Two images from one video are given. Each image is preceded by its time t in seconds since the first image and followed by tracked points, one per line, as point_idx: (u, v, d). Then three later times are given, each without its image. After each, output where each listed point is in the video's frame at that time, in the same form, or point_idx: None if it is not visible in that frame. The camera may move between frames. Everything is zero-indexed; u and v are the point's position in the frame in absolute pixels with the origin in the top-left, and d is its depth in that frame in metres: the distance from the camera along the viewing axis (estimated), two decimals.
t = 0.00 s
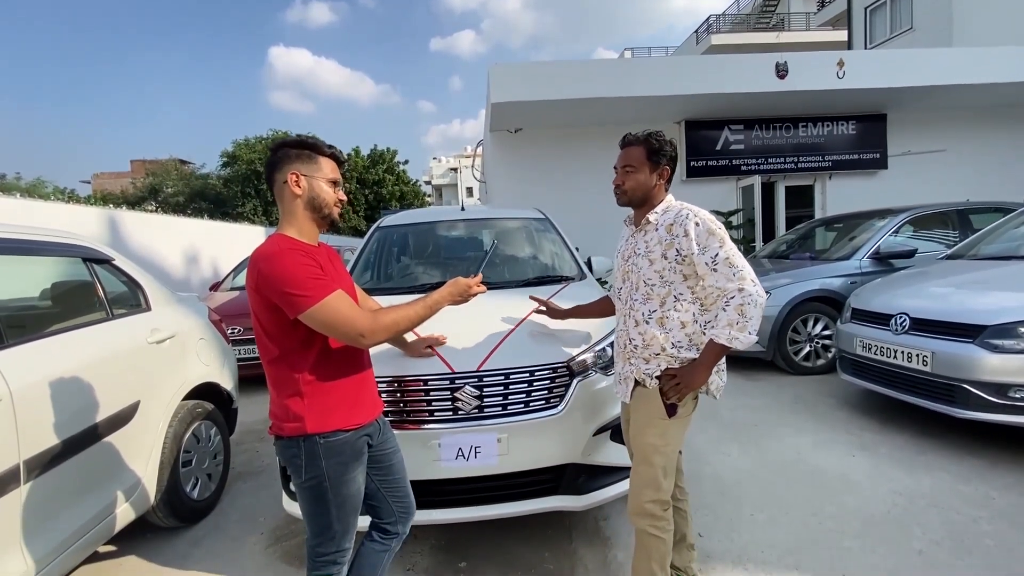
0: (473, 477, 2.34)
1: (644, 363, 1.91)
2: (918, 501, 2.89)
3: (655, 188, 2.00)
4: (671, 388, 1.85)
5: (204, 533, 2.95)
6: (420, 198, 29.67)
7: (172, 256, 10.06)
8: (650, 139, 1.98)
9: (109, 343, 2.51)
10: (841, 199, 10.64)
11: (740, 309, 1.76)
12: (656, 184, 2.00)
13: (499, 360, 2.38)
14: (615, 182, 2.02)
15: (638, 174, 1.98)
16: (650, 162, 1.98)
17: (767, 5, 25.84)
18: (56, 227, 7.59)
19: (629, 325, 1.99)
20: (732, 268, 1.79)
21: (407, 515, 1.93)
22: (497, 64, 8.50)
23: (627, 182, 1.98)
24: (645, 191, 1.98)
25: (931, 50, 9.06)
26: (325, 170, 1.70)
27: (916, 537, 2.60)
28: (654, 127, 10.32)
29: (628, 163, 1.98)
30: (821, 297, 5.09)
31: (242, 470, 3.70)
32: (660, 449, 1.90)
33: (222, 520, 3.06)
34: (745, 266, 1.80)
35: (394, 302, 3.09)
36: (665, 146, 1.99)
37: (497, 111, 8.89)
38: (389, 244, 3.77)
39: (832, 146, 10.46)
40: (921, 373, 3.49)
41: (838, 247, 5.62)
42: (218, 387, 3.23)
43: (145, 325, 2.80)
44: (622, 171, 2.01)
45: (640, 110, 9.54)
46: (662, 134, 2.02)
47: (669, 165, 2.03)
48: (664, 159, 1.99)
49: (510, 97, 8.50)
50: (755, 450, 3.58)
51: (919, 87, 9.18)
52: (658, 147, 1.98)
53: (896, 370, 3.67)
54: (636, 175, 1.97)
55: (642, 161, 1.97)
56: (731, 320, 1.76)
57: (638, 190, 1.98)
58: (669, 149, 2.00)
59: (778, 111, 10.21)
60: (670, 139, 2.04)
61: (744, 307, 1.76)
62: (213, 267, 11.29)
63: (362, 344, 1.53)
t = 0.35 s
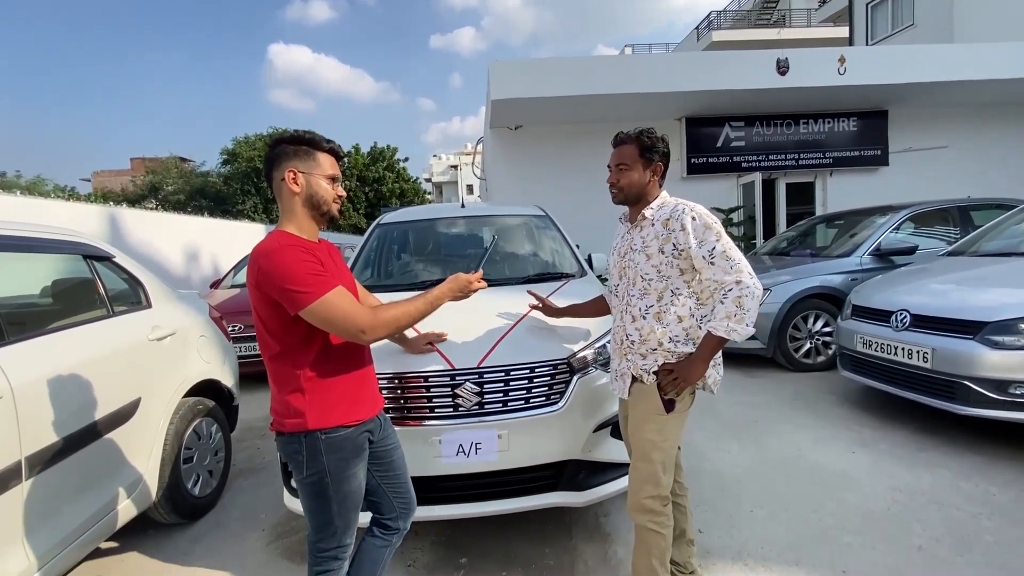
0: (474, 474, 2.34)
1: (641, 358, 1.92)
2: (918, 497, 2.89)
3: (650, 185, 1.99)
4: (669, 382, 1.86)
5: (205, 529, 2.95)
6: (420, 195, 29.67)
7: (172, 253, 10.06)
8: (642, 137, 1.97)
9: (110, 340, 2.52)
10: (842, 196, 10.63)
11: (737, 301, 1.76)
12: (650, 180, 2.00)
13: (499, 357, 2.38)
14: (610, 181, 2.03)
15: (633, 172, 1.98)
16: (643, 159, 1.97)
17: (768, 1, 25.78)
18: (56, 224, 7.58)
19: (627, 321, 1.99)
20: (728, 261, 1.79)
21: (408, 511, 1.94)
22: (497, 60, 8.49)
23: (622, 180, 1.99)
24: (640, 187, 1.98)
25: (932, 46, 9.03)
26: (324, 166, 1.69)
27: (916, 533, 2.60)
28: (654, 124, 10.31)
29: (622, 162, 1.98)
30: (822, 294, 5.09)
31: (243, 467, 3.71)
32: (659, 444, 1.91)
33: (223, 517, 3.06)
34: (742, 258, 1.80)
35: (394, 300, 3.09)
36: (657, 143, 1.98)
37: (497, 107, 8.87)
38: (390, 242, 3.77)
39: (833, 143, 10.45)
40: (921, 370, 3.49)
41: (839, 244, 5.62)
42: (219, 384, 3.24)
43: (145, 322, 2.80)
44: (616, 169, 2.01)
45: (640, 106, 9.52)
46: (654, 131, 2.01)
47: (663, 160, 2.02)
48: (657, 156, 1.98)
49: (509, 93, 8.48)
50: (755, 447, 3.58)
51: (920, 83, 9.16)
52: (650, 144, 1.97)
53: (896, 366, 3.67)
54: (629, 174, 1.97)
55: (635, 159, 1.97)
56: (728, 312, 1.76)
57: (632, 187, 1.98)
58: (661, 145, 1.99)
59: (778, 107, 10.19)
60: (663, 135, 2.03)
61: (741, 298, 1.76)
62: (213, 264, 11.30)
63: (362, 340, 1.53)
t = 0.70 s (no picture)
0: (474, 470, 2.35)
1: (634, 354, 1.92)
2: (918, 494, 2.90)
3: (643, 182, 2.00)
4: (662, 378, 1.86)
5: (206, 526, 2.96)
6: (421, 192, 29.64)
7: (172, 251, 10.06)
8: (634, 136, 1.96)
9: (111, 338, 2.52)
10: (843, 193, 10.62)
11: (727, 296, 1.77)
12: (644, 177, 2.00)
13: (499, 353, 2.39)
14: (606, 183, 2.03)
15: (627, 171, 1.98)
16: (637, 157, 1.97)
17: None
18: (57, 222, 7.59)
19: (621, 317, 2.00)
20: (719, 256, 1.79)
21: (409, 507, 1.94)
22: (497, 58, 8.48)
23: (617, 179, 1.99)
24: (634, 185, 1.99)
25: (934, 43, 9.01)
26: (323, 162, 1.68)
27: (916, 529, 2.60)
28: (655, 121, 10.29)
29: (616, 162, 1.98)
30: (822, 291, 5.09)
31: (244, 464, 3.72)
32: (652, 439, 1.91)
33: (224, 514, 3.07)
34: (733, 254, 1.80)
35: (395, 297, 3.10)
36: (649, 141, 1.97)
37: (497, 105, 8.86)
38: (390, 240, 3.77)
39: (834, 140, 10.43)
40: (922, 367, 3.49)
41: (839, 241, 5.61)
42: (220, 381, 3.25)
43: (146, 319, 2.80)
44: (610, 169, 2.01)
45: (641, 103, 9.50)
46: (645, 128, 2.00)
47: (656, 157, 2.01)
48: (650, 155, 1.98)
49: (510, 90, 8.47)
50: (755, 443, 3.59)
51: (922, 80, 9.13)
52: (642, 142, 1.96)
53: (897, 363, 3.67)
54: (624, 174, 1.97)
55: (629, 157, 1.97)
56: (718, 307, 1.77)
57: (628, 187, 1.98)
58: (654, 142, 1.98)
59: (779, 104, 10.18)
60: (655, 133, 2.02)
61: (731, 294, 1.76)
62: (214, 262, 11.30)
63: (362, 336, 1.53)
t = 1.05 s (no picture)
0: (475, 466, 2.35)
1: (630, 350, 1.92)
2: (918, 490, 2.90)
3: (635, 178, 2.00)
4: (658, 373, 1.86)
5: (207, 522, 2.96)
6: (421, 190, 29.64)
7: (172, 249, 10.07)
8: (625, 133, 1.96)
9: (112, 334, 2.52)
10: (843, 191, 10.61)
11: (718, 289, 1.77)
12: (635, 174, 2.01)
13: (500, 350, 2.39)
14: (597, 178, 2.03)
15: (619, 166, 1.98)
16: (628, 153, 1.97)
17: None
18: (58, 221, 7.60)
19: (616, 313, 2.00)
20: (709, 250, 1.79)
21: (409, 502, 1.94)
22: (497, 55, 8.47)
23: (607, 175, 1.99)
24: (626, 181, 1.99)
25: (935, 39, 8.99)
26: (322, 158, 1.68)
27: (916, 525, 2.61)
28: (655, 119, 10.28)
29: (607, 158, 1.98)
30: (823, 288, 5.09)
31: (245, 461, 3.72)
32: (649, 435, 1.92)
33: (225, 510, 3.08)
34: (723, 247, 1.81)
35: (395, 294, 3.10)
36: (640, 139, 1.98)
37: (498, 102, 8.86)
38: (390, 237, 3.77)
39: (835, 137, 10.42)
40: (922, 363, 3.49)
41: (840, 238, 5.61)
42: (221, 378, 3.25)
43: (146, 317, 2.80)
44: (601, 165, 2.01)
45: (641, 101, 9.50)
46: (637, 125, 1.99)
47: (647, 154, 2.02)
48: (640, 152, 1.98)
49: (510, 88, 8.46)
50: (756, 440, 3.59)
51: (923, 76, 9.11)
52: (633, 138, 1.96)
53: (898, 360, 3.67)
54: (614, 169, 1.97)
55: (620, 153, 1.97)
56: (709, 300, 1.77)
57: (618, 182, 1.98)
58: (644, 139, 1.98)
59: (780, 102, 10.16)
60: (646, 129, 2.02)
61: (722, 287, 1.77)
62: (214, 260, 11.31)
63: (362, 332, 1.54)
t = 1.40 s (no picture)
0: (475, 463, 2.35)
1: (624, 347, 1.93)
2: (918, 486, 2.90)
3: (633, 176, 2.01)
4: (651, 369, 1.86)
5: (207, 520, 2.97)
6: (421, 189, 29.65)
7: (172, 248, 10.08)
8: (624, 131, 1.96)
9: (112, 332, 2.53)
10: (844, 189, 10.60)
11: (707, 286, 1.77)
12: (633, 172, 2.01)
13: (500, 347, 2.39)
14: (594, 174, 2.02)
15: (617, 163, 1.98)
16: (626, 151, 1.97)
17: None
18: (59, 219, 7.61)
19: (611, 310, 2.00)
20: (699, 247, 1.79)
21: (409, 499, 1.95)
22: (497, 53, 8.47)
23: (605, 172, 1.99)
24: (623, 178, 1.99)
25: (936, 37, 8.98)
26: (322, 155, 1.68)
27: (916, 521, 2.61)
28: (656, 117, 10.27)
29: (605, 155, 1.98)
30: (823, 286, 5.09)
31: (246, 458, 3.73)
32: (643, 431, 1.92)
33: (226, 507, 3.08)
34: (713, 243, 1.80)
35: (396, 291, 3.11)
36: (638, 137, 1.98)
37: (498, 100, 8.85)
38: (391, 235, 3.77)
39: (835, 135, 10.41)
40: (923, 360, 3.49)
41: (841, 236, 5.61)
42: (222, 376, 3.26)
43: (147, 314, 2.81)
44: (599, 161, 2.00)
45: (641, 99, 9.49)
46: (636, 124, 2.00)
47: (645, 152, 2.02)
48: (638, 151, 1.99)
49: (510, 86, 8.46)
50: (755, 437, 3.59)
51: (924, 74, 9.10)
52: (631, 136, 1.96)
53: (898, 357, 3.67)
54: (613, 166, 1.97)
55: (619, 150, 1.97)
56: (698, 297, 1.77)
57: (616, 179, 1.98)
58: (644, 138, 1.99)
59: (780, 99, 10.16)
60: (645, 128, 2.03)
61: (711, 283, 1.76)
62: (214, 258, 11.31)
63: (362, 329, 1.54)
